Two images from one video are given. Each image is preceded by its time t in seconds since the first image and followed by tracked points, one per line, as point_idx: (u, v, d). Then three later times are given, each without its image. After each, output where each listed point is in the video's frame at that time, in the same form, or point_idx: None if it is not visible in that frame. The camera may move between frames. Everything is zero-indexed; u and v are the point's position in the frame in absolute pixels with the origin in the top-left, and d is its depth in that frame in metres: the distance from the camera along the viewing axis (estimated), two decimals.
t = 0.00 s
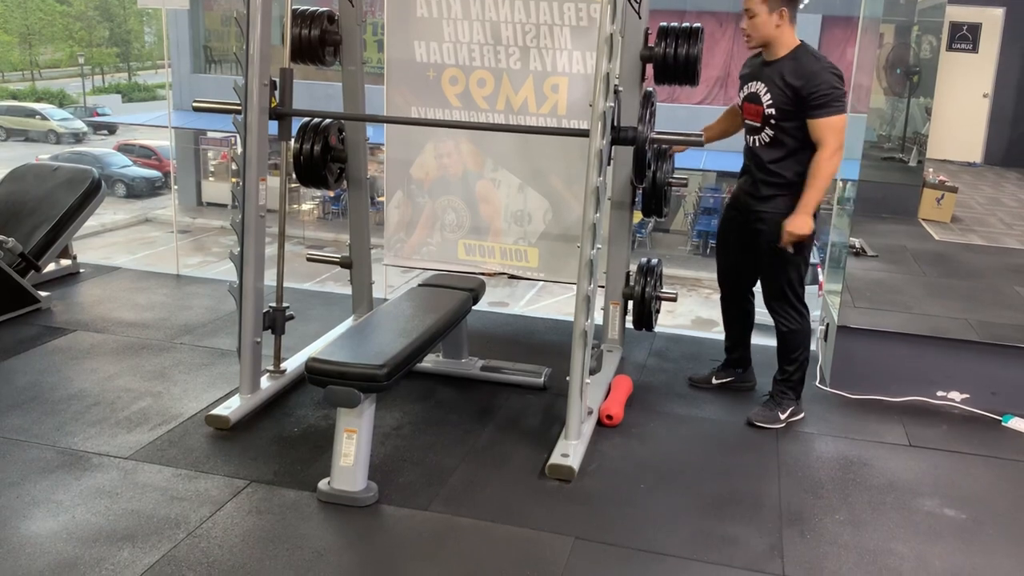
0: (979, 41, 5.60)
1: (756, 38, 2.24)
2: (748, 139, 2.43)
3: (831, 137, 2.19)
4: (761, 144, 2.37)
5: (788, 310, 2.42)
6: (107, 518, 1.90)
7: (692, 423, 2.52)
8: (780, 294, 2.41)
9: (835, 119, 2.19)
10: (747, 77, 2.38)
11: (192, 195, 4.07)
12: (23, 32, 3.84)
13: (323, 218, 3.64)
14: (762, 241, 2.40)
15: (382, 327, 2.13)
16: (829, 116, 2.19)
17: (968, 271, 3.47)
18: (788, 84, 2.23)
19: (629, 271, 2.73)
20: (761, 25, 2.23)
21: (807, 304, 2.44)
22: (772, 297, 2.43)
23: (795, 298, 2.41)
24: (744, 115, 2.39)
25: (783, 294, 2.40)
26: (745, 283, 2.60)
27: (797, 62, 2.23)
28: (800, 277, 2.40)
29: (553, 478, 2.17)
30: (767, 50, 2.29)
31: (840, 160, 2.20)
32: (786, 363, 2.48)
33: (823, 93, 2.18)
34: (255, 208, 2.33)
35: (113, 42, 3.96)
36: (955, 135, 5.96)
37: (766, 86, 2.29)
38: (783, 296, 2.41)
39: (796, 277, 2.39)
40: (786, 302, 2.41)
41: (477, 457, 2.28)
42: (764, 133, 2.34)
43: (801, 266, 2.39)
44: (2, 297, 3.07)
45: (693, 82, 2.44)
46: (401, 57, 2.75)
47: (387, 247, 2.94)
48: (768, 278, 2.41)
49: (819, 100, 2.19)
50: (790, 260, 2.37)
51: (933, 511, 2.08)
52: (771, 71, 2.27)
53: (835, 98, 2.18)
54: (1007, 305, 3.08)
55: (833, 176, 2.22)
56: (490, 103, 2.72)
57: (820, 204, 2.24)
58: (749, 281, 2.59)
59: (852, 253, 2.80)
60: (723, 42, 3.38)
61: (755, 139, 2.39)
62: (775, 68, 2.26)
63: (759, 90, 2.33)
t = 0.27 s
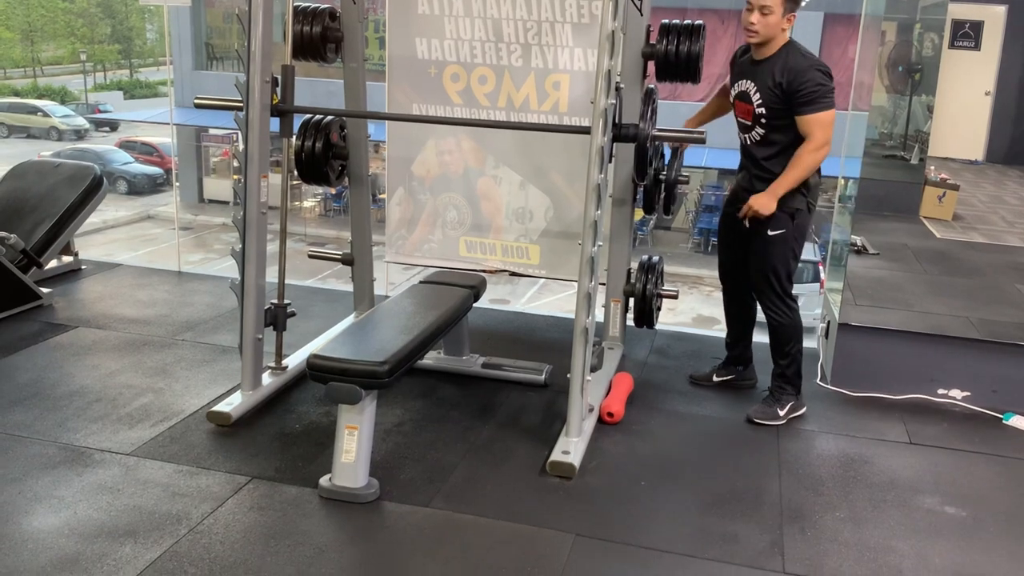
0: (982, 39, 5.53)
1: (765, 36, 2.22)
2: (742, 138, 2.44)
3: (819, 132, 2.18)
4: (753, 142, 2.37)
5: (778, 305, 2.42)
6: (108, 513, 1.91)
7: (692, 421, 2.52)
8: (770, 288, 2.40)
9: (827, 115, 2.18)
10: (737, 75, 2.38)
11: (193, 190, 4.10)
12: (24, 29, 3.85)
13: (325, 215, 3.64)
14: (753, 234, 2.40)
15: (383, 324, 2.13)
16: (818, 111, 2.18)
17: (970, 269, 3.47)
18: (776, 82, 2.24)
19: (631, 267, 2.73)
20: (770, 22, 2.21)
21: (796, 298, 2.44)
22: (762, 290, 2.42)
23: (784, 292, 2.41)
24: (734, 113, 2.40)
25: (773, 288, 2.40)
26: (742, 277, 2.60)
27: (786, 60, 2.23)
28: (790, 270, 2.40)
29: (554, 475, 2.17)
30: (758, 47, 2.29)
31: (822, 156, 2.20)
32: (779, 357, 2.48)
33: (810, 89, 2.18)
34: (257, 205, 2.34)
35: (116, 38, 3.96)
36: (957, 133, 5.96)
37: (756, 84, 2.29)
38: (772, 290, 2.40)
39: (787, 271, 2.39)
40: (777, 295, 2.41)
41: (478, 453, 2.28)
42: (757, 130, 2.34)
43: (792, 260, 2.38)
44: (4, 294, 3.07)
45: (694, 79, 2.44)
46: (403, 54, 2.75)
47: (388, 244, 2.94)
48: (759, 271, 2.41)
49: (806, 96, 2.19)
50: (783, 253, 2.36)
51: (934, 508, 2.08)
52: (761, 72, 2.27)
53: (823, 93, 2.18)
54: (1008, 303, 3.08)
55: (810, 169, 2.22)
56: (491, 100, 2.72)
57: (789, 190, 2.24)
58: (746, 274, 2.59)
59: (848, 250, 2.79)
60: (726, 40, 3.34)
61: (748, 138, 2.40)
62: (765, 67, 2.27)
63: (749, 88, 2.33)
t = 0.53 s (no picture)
0: (983, 38, 5.53)
1: (776, 41, 2.19)
2: (743, 142, 2.41)
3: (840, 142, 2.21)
4: (760, 149, 2.36)
5: (785, 303, 2.42)
6: (109, 511, 1.91)
7: (693, 420, 2.52)
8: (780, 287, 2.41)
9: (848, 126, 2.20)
10: (742, 80, 2.35)
11: (195, 190, 4.12)
12: (25, 27, 3.85)
13: (326, 214, 3.64)
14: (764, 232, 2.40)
15: (383, 323, 2.13)
16: (838, 122, 2.20)
17: (970, 268, 3.47)
18: (792, 93, 2.22)
19: (631, 266, 2.73)
20: (783, 30, 2.18)
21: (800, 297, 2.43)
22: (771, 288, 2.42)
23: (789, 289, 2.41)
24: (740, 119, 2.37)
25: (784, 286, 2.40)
26: (744, 271, 2.60)
27: (801, 71, 2.22)
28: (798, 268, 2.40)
29: (554, 474, 2.17)
30: (765, 51, 2.27)
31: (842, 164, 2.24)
32: (780, 358, 2.44)
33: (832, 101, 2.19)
34: (257, 203, 2.34)
35: (115, 37, 3.98)
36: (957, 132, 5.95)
37: (766, 93, 2.27)
38: (782, 287, 2.41)
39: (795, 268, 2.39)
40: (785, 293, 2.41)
41: (478, 452, 2.28)
42: (766, 137, 2.33)
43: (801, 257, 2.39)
44: (5, 293, 3.07)
45: (695, 78, 2.44)
46: (403, 53, 2.75)
47: (388, 243, 2.94)
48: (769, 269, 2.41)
49: (827, 108, 2.19)
50: (794, 251, 2.37)
51: (934, 507, 2.08)
52: (773, 81, 2.25)
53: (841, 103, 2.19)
54: (1009, 302, 3.08)
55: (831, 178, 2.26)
56: (492, 99, 2.72)
57: (811, 200, 2.28)
58: (748, 268, 2.58)
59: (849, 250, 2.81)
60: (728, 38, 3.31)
61: (753, 145, 2.38)
62: (778, 76, 2.25)
63: (756, 95, 2.31)
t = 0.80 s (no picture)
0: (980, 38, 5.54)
1: (784, 45, 2.16)
2: (744, 147, 2.41)
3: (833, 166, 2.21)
4: (762, 156, 2.36)
5: (779, 307, 2.42)
6: (106, 512, 1.91)
7: (691, 419, 2.52)
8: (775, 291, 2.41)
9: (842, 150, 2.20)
10: (749, 84, 2.33)
11: (193, 190, 4.08)
12: (22, 27, 3.83)
13: (324, 214, 3.64)
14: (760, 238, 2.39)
15: (381, 323, 2.13)
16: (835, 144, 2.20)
17: (968, 268, 3.48)
18: (797, 104, 2.21)
19: (629, 265, 2.73)
20: (792, 36, 2.15)
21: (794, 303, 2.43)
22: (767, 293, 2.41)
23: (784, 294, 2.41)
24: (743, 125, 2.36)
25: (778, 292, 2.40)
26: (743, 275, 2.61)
27: (808, 82, 2.20)
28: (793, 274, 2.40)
29: (551, 473, 2.17)
30: (773, 57, 2.24)
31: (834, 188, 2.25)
32: (771, 362, 2.47)
33: (831, 123, 2.18)
34: (255, 203, 2.34)
35: (113, 37, 3.97)
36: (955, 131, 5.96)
37: (772, 100, 2.26)
38: (774, 292, 2.41)
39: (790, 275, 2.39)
40: (780, 297, 2.41)
41: (476, 452, 2.28)
42: (766, 147, 2.33)
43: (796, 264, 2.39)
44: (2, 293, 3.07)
45: (693, 78, 2.44)
46: (401, 52, 2.75)
47: (386, 242, 2.94)
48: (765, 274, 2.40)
49: (827, 129, 2.19)
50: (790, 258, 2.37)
51: (932, 507, 2.08)
52: (780, 89, 2.24)
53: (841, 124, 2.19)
54: (1006, 302, 3.08)
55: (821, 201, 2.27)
56: (490, 98, 2.72)
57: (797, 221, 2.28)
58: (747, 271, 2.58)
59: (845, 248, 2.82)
60: (723, 40, 3.35)
61: (755, 151, 2.37)
62: (786, 84, 2.23)
63: (763, 101, 2.29)
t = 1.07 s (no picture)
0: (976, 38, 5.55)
1: (794, 30, 2.18)
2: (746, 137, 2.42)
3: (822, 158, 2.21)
4: (764, 147, 2.36)
5: (774, 313, 2.41)
6: (102, 512, 1.90)
7: (688, 419, 2.52)
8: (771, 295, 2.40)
9: (833, 146, 2.21)
10: (758, 73, 2.34)
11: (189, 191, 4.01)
12: (17, 27, 3.86)
13: (320, 214, 3.63)
14: (755, 240, 2.39)
15: (377, 323, 2.13)
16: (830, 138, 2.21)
17: (964, 267, 3.48)
18: (803, 94, 2.23)
19: (625, 266, 2.73)
20: (803, 22, 2.18)
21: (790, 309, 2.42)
22: (762, 295, 2.41)
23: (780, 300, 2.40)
24: (747, 112, 2.37)
25: (773, 296, 2.39)
26: (739, 278, 2.62)
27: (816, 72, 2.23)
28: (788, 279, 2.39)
29: (548, 473, 2.17)
30: (785, 44, 2.27)
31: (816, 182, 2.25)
32: (767, 367, 2.47)
33: (831, 114, 2.20)
34: (250, 203, 2.34)
35: (109, 36, 3.91)
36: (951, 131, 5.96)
37: (779, 87, 2.28)
38: (770, 296, 2.40)
39: (786, 279, 2.39)
40: (776, 302, 2.40)
41: (473, 452, 2.28)
42: (769, 138, 2.34)
43: (792, 269, 2.39)
44: None
45: (689, 77, 2.45)
46: (397, 52, 2.74)
47: (383, 242, 2.94)
48: (760, 276, 2.40)
49: (826, 120, 2.20)
50: (784, 262, 2.37)
51: (928, 506, 2.08)
52: (788, 76, 2.26)
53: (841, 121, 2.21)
54: (1002, 301, 3.09)
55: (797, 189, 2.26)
56: (486, 98, 2.72)
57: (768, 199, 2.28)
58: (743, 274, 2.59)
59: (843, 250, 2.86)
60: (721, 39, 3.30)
61: (755, 142, 2.38)
62: (795, 72, 2.25)
63: (771, 89, 2.31)
